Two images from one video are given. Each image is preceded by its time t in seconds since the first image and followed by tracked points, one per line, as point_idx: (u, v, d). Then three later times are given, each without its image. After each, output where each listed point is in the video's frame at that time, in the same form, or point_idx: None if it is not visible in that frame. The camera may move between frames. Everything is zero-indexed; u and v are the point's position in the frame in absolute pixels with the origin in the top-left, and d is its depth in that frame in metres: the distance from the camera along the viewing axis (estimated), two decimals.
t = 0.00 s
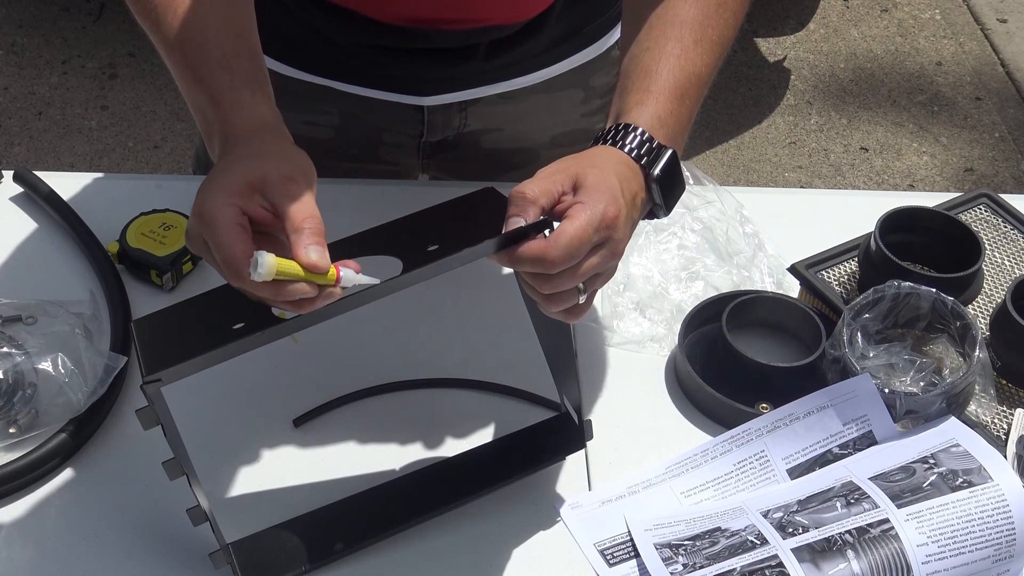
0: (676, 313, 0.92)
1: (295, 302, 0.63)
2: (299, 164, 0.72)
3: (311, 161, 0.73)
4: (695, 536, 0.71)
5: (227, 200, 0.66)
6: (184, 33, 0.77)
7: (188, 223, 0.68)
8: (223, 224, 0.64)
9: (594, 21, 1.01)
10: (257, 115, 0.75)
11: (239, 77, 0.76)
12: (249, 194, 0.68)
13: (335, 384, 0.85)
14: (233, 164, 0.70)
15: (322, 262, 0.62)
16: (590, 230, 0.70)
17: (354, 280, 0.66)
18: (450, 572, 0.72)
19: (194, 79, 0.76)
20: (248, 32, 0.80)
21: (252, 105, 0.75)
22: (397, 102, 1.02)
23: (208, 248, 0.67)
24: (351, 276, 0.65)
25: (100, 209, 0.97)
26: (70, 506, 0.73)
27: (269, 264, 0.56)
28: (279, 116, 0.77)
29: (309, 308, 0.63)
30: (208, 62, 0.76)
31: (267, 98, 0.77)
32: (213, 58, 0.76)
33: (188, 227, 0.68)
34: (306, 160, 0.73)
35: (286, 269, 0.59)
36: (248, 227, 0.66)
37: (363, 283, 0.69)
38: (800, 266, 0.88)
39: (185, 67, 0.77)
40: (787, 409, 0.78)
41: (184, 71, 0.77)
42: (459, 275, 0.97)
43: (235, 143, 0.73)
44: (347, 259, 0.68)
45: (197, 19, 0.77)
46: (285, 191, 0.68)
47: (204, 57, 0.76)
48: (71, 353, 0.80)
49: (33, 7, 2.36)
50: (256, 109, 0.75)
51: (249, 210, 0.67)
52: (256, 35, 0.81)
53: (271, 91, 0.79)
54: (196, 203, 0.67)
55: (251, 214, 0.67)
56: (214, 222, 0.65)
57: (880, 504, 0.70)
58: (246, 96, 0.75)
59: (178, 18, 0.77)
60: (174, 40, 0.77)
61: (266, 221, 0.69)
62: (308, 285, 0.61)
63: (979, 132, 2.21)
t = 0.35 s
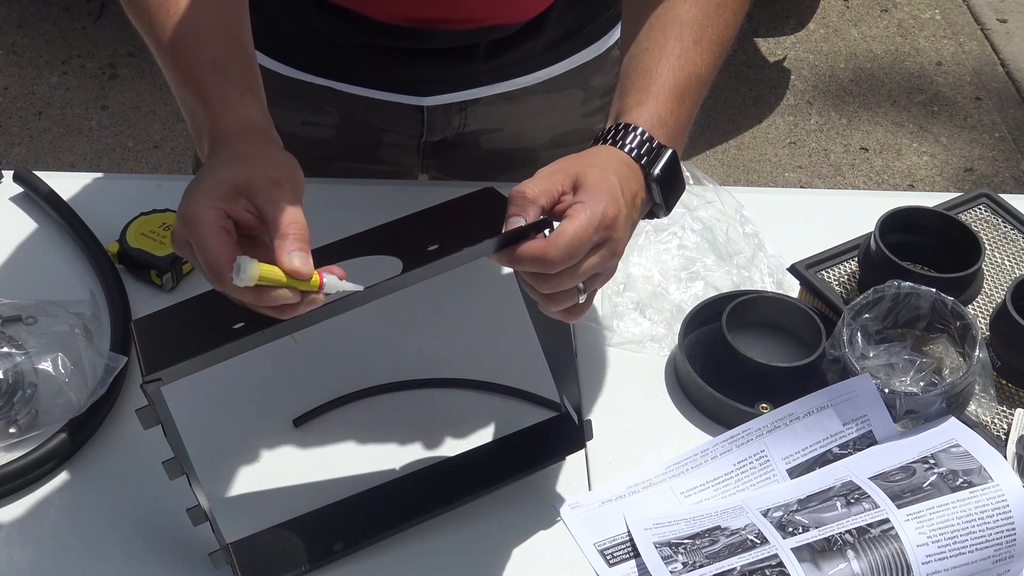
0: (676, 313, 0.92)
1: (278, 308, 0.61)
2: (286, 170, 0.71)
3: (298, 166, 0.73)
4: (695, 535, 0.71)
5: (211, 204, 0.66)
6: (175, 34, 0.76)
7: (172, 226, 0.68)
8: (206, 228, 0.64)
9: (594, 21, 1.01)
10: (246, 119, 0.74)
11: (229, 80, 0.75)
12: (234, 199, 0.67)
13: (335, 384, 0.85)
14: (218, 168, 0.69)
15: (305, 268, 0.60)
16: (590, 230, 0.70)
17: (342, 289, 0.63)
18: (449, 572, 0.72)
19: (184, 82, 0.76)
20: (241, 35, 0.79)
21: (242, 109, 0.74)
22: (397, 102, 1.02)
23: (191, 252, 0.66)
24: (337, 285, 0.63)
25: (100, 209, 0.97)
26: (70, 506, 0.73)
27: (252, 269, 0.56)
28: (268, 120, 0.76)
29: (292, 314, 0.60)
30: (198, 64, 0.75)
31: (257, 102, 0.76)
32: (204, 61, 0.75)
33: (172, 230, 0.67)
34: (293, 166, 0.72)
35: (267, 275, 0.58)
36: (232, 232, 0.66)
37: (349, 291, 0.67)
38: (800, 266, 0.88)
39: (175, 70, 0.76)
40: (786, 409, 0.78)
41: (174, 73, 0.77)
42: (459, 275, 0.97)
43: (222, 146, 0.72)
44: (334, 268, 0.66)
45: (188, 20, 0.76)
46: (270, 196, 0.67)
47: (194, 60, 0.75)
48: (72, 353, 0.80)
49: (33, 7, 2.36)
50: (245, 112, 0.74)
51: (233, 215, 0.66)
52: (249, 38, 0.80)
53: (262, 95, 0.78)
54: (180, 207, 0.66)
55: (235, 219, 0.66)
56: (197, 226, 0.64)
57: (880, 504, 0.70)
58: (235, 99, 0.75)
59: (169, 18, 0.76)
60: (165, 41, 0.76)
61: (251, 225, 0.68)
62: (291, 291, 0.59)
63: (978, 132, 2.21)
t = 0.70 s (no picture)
0: (676, 313, 0.92)
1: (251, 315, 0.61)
2: (267, 178, 0.70)
3: (279, 174, 0.72)
4: (695, 536, 0.71)
5: (189, 208, 0.65)
6: (162, 35, 0.75)
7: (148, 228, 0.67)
8: (182, 233, 0.63)
9: (594, 21, 1.01)
10: (229, 124, 0.73)
11: (214, 83, 0.74)
12: (212, 204, 0.66)
13: (335, 384, 0.85)
14: (198, 172, 0.68)
15: (279, 277, 0.61)
16: (590, 231, 0.70)
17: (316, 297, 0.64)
18: (450, 573, 0.72)
19: (168, 83, 0.75)
20: (230, 37, 0.78)
21: (225, 113, 0.73)
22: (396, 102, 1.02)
23: (166, 255, 0.65)
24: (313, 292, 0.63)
25: (100, 209, 0.97)
26: (70, 507, 0.73)
27: (224, 276, 0.57)
28: (252, 125, 0.76)
29: (264, 322, 0.61)
30: (184, 66, 0.74)
31: (242, 106, 0.76)
32: (190, 62, 0.74)
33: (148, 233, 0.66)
34: (274, 173, 0.71)
35: (239, 283, 0.59)
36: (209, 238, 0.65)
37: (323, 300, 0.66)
38: (800, 266, 0.88)
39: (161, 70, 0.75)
40: (787, 409, 0.78)
41: (159, 73, 0.76)
42: (459, 275, 0.97)
43: (203, 151, 0.71)
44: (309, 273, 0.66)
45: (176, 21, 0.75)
46: (250, 203, 0.66)
47: (180, 61, 0.74)
48: (72, 353, 0.80)
49: (33, 8, 2.36)
50: (229, 117, 0.73)
51: (211, 220, 0.66)
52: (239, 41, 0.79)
53: (247, 99, 0.77)
54: (157, 210, 0.65)
55: (213, 224, 0.66)
56: (173, 231, 0.63)
57: (880, 504, 0.70)
58: (219, 103, 0.74)
59: (157, 19, 0.75)
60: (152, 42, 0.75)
61: (229, 231, 0.67)
62: (263, 299, 0.60)
63: (978, 132, 2.21)
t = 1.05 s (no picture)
0: (676, 313, 0.92)
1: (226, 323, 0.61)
2: (246, 184, 0.69)
3: (260, 180, 0.71)
4: (696, 536, 0.71)
5: (165, 213, 0.65)
6: (150, 36, 0.75)
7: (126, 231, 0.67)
8: (158, 237, 0.63)
9: (594, 21, 1.01)
10: (211, 128, 0.72)
11: (197, 86, 0.74)
12: (190, 209, 0.66)
13: (335, 384, 0.84)
14: (175, 176, 0.67)
15: (254, 286, 0.60)
16: (590, 232, 0.70)
17: (293, 308, 0.63)
18: (450, 573, 0.72)
19: (153, 84, 0.74)
20: (218, 39, 0.77)
21: (208, 116, 0.73)
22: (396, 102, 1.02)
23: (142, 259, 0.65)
24: (288, 303, 0.62)
25: (100, 209, 0.97)
26: (69, 507, 0.73)
27: (199, 282, 0.57)
28: (235, 129, 0.75)
29: (237, 330, 0.61)
30: (168, 69, 0.74)
31: (225, 108, 0.75)
32: (175, 65, 0.74)
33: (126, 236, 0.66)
34: (254, 179, 0.71)
35: (213, 289, 0.58)
36: (185, 244, 0.65)
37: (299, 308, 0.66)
38: (800, 267, 0.88)
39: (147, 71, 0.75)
40: (787, 409, 0.78)
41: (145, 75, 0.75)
42: (459, 275, 0.97)
43: (183, 154, 0.70)
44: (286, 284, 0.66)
45: (164, 23, 0.75)
46: (227, 209, 0.66)
47: (164, 64, 0.74)
48: (72, 353, 0.80)
49: (32, 7, 2.35)
50: (211, 120, 0.72)
51: (188, 225, 0.65)
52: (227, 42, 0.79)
53: (232, 102, 0.76)
54: (134, 213, 0.65)
55: (190, 229, 0.65)
56: (149, 236, 0.63)
57: (880, 504, 0.70)
58: (202, 106, 0.73)
59: (145, 21, 0.75)
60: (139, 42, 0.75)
61: (206, 236, 0.67)
62: (236, 308, 0.59)
63: (979, 132, 2.21)
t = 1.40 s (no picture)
0: (676, 313, 0.92)
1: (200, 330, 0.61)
2: (226, 191, 0.69)
3: (241, 187, 0.71)
4: (696, 536, 0.71)
5: (143, 218, 0.64)
6: (139, 39, 0.75)
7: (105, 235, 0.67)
8: (134, 243, 0.62)
9: (594, 21, 1.01)
10: (195, 133, 0.72)
11: (182, 91, 0.73)
12: (168, 214, 0.66)
13: (336, 384, 0.85)
14: (155, 182, 0.67)
15: (228, 293, 0.60)
16: (591, 233, 0.70)
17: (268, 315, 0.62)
18: (450, 573, 0.72)
19: (140, 89, 0.74)
20: (208, 45, 0.77)
21: (192, 122, 0.72)
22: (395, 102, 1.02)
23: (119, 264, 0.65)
24: (264, 311, 0.62)
25: (100, 209, 0.97)
26: (69, 506, 0.73)
27: (172, 289, 0.57)
28: (220, 135, 0.74)
29: (211, 337, 0.60)
30: (155, 73, 0.74)
31: (211, 113, 0.74)
32: (162, 70, 0.74)
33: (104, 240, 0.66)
34: (234, 187, 0.70)
35: (187, 296, 0.58)
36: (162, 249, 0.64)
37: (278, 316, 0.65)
38: (800, 267, 0.88)
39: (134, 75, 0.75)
40: (787, 409, 0.78)
41: (133, 80, 0.75)
42: (459, 275, 0.97)
43: (165, 160, 0.70)
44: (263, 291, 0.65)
45: (154, 28, 0.75)
46: (205, 216, 0.65)
47: (151, 68, 0.74)
48: (72, 353, 0.80)
49: (32, 7, 2.35)
50: (195, 126, 0.72)
51: (166, 231, 0.65)
52: (217, 49, 0.79)
53: (218, 107, 0.76)
54: (112, 217, 0.65)
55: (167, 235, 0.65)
56: (126, 240, 0.63)
57: (880, 504, 0.70)
58: (187, 111, 0.72)
59: (137, 27, 0.75)
60: (129, 46, 0.76)
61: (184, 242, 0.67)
62: (210, 315, 0.59)
63: (978, 132, 2.21)
